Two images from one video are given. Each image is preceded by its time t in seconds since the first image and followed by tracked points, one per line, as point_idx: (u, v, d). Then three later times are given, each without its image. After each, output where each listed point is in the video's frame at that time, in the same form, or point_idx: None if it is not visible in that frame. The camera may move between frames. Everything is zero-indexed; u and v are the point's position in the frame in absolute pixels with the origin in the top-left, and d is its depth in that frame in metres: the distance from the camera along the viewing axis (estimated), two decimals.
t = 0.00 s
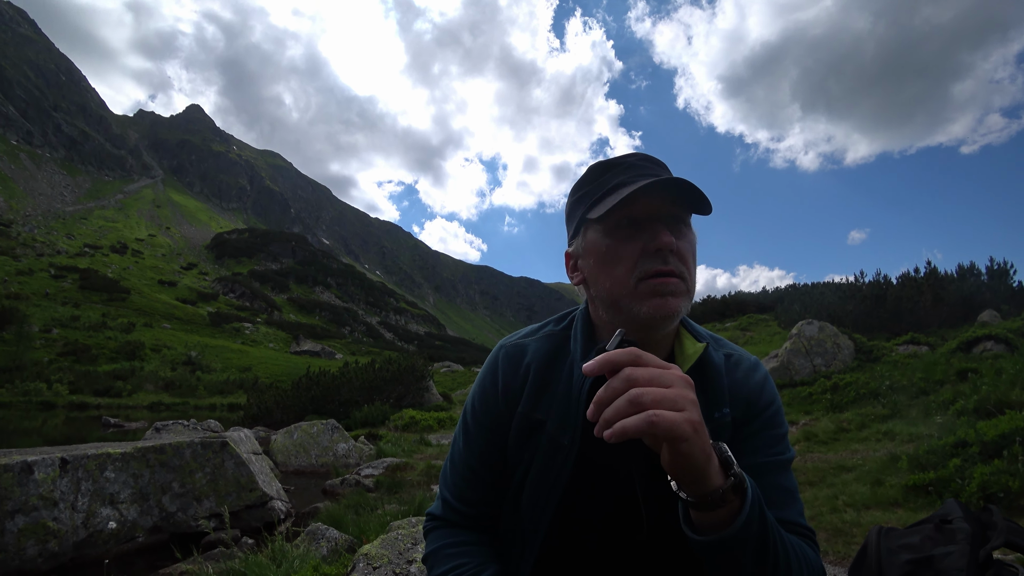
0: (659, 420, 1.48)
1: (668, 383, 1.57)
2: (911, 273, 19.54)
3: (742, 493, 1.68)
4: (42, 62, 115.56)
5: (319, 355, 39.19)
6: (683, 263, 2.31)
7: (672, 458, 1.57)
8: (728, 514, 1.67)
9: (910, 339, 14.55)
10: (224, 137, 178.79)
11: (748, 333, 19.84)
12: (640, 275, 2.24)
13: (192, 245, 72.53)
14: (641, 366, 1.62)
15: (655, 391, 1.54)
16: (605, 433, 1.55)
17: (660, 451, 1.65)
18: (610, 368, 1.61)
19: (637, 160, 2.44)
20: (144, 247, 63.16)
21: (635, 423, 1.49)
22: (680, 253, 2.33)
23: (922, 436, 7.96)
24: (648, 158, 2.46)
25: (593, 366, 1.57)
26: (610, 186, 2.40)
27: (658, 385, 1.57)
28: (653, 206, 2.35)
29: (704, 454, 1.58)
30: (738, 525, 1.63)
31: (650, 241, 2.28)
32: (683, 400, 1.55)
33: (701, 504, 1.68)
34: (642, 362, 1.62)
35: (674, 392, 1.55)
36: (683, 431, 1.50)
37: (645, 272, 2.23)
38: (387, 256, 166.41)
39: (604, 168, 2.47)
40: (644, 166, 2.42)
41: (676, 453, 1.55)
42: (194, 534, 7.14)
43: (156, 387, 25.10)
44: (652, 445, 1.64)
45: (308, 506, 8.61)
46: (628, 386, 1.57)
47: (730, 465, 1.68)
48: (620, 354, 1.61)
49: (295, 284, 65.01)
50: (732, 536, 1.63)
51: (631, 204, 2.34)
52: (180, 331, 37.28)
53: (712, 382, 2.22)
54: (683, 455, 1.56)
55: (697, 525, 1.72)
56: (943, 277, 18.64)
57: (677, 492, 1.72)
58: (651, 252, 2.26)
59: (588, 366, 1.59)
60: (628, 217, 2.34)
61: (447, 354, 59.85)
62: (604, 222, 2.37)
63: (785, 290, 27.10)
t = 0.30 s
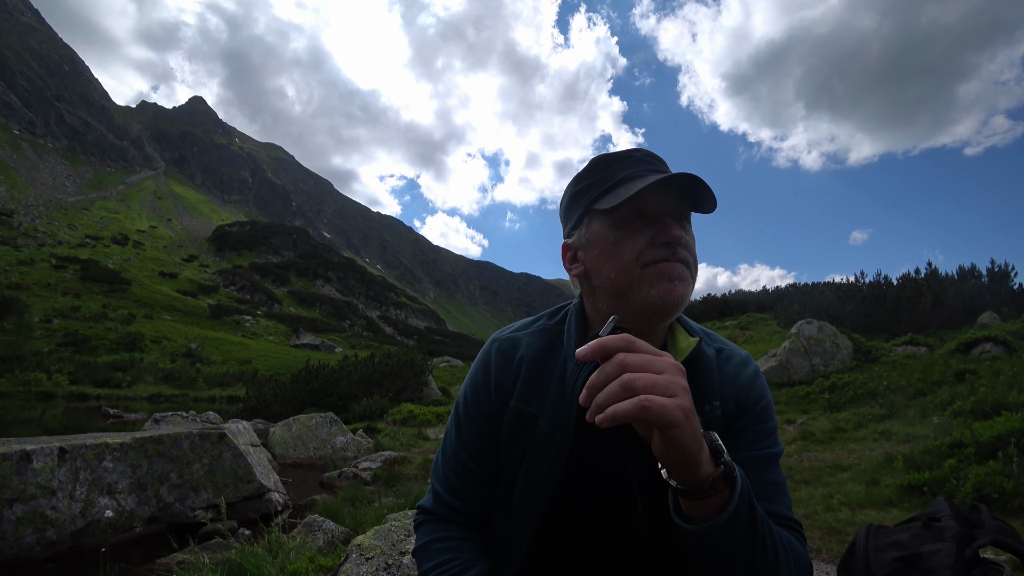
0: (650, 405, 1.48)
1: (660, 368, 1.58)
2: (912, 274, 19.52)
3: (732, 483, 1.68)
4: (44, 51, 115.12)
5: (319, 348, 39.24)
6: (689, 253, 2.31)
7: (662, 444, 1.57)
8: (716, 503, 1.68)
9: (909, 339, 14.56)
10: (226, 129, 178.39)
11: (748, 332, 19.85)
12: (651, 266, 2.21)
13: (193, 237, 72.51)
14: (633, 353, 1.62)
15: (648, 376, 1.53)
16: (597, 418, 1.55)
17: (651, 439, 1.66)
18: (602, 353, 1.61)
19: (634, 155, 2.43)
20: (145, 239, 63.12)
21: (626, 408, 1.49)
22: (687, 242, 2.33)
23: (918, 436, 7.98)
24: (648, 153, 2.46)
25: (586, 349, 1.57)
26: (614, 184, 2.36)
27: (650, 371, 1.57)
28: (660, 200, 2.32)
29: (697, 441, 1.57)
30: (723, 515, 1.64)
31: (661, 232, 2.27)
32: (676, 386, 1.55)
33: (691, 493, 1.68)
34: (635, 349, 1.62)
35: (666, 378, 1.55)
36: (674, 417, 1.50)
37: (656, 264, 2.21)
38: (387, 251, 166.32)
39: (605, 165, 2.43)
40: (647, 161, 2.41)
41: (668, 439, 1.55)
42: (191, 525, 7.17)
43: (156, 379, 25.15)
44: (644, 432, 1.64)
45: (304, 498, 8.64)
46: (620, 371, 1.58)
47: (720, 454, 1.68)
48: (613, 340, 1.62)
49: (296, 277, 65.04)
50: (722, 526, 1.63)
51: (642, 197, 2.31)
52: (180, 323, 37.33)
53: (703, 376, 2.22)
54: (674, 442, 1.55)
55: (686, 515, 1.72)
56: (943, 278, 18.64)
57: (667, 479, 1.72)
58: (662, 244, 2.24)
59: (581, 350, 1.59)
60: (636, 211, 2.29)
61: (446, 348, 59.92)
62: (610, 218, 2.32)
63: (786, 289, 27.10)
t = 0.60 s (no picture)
0: (663, 410, 1.47)
1: (670, 373, 1.57)
2: (912, 269, 19.51)
3: (741, 487, 1.68)
4: (41, 50, 114.57)
5: (319, 346, 39.24)
6: (682, 277, 2.29)
7: (672, 449, 1.56)
8: (724, 508, 1.67)
9: (909, 334, 14.57)
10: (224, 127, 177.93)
11: (748, 327, 19.88)
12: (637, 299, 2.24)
13: (193, 235, 72.41)
14: (644, 356, 1.60)
15: (659, 381, 1.53)
16: (608, 423, 1.54)
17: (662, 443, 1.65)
18: (613, 356, 1.60)
19: (628, 167, 2.32)
20: (144, 238, 63.02)
21: (639, 413, 1.48)
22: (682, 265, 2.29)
23: (919, 432, 7.99)
24: (646, 160, 2.33)
25: (597, 354, 1.57)
26: (607, 203, 2.31)
27: (662, 376, 1.56)
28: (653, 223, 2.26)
29: (709, 447, 1.57)
30: (732, 519, 1.64)
31: (651, 261, 2.24)
32: (687, 390, 1.54)
33: (701, 498, 1.67)
34: (645, 352, 1.60)
35: (678, 384, 1.54)
36: (687, 421, 1.49)
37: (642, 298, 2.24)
38: (387, 248, 166.21)
39: (600, 177, 2.35)
40: (643, 173, 2.31)
41: (679, 445, 1.54)
42: (193, 524, 7.18)
43: (157, 378, 25.15)
44: (654, 437, 1.63)
45: (305, 497, 8.64)
46: (632, 376, 1.56)
47: (731, 459, 1.67)
48: (622, 344, 1.60)
49: (296, 274, 65.01)
50: (731, 530, 1.63)
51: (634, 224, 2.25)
52: (180, 322, 37.32)
53: (706, 378, 2.20)
54: (685, 446, 1.55)
55: (694, 518, 1.71)
56: (944, 274, 18.62)
57: (675, 483, 1.71)
58: (652, 273, 2.23)
59: (591, 355, 1.58)
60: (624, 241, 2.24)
61: (447, 345, 59.96)
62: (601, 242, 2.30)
63: (785, 284, 27.10)
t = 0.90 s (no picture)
0: (782, 417, 1.42)
1: (778, 375, 1.51)
2: (906, 263, 19.62)
3: (803, 500, 1.66)
4: (31, 45, 113.36)
5: (315, 342, 39.20)
6: (674, 332, 1.95)
7: (768, 457, 1.51)
8: (783, 520, 1.66)
9: (904, 328, 14.68)
10: (217, 122, 176.62)
11: (743, 321, 19.97)
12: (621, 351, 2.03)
13: (187, 231, 72.06)
14: (751, 353, 1.53)
15: (774, 383, 1.46)
16: (719, 427, 1.45)
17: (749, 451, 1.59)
18: (722, 351, 1.50)
19: (620, 200, 2.03)
20: (138, 234, 62.64)
21: (758, 419, 1.42)
22: (674, 320, 1.94)
23: (914, 424, 8.07)
24: (640, 192, 2.00)
25: (711, 345, 1.46)
26: (594, 245, 2.09)
27: (771, 377, 1.50)
28: (636, 273, 1.95)
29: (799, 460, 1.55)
30: (792, 534, 1.63)
31: (636, 316, 1.92)
32: (795, 396, 1.50)
33: (765, 511, 1.63)
34: (752, 348, 1.53)
35: (789, 388, 1.49)
36: (800, 432, 1.44)
37: (623, 352, 2.02)
38: (383, 244, 165.86)
39: (589, 210, 2.10)
40: (634, 210, 2.00)
41: (781, 453, 1.48)
42: (192, 521, 7.18)
43: (152, 375, 25.07)
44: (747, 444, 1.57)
45: (304, 493, 8.65)
46: (744, 375, 1.48)
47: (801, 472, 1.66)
48: (733, 334, 1.51)
49: (291, 271, 64.82)
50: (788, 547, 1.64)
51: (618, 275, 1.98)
52: (175, 319, 37.20)
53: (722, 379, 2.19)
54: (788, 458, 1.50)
55: (751, 529, 1.67)
56: (938, 267, 18.73)
57: (738, 493, 1.66)
58: (633, 313, 1.93)
59: (706, 346, 1.47)
60: (604, 294, 1.95)
61: (443, 341, 60.03)
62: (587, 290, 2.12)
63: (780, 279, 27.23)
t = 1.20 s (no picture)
0: (756, 404, 1.43)
1: (753, 362, 1.52)
2: (900, 263, 19.76)
3: (788, 484, 1.67)
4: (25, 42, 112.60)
5: (311, 341, 39.13)
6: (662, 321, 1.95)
7: (746, 444, 1.53)
8: (770, 505, 1.67)
9: (897, 327, 14.79)
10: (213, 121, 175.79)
11: (739, 321, 20.05)
12: (612, 344, 2.05)
13: (182, 230, 71.73)
14: (725, 340, 1.54)
15: (748, 371, 1.47)
16: (693, 415, 1.47)
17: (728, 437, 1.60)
18: (695, 340, 1.51)
19: (608, 191, 2.06)
20: (133, 233, 62.34)
21: (730, 407, 1.43)
22: (661, 310, 1.94)
23: (907, 422, 8.14)
24: (628, 184, 2.02)
25: (681, 335, 1.48)
26: (584, 237, 2.12)
27: (745, 365, 1.51)
28: (622, 265, 1.96)
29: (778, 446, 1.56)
30: (778, 519, 1.64)
31: (624, 307, 1.93)
32: (770, 382, 1.50)
33: (748, 495, 1.65)
34: (726, 337, 1.54)
35: (762, 375, 1.50)
36: (774, 418, 1.45)
37: (615, 347, 2.03)
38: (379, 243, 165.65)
39: (579, 202, 2.14)
40: (621, 201, 2.03)
41: (757, 439, 1.50)
42: (188, 518, 7.18)
43: (147, 374, 24.95)
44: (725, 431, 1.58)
45: (300, 490, 8.65)
46: (717, 363, 1.49)
47: (784, 455, 1.66)
48: (706, 325, 1.52)
49: (287, 270, 64.65)
50: (775, 531, 1.65)
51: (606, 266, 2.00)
52: (170, 318, 37.03)
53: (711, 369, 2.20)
54: (765, 443, 1.51)
55: (737, 513, 1.69)
56: (931, 267, 18.87)
57: (721, 476, 1.69)
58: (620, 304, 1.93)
59: (676, 336, 1.49)
60: (593, 286, 1.96)
61: (439, 340, 60.05)
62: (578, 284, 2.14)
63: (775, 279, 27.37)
